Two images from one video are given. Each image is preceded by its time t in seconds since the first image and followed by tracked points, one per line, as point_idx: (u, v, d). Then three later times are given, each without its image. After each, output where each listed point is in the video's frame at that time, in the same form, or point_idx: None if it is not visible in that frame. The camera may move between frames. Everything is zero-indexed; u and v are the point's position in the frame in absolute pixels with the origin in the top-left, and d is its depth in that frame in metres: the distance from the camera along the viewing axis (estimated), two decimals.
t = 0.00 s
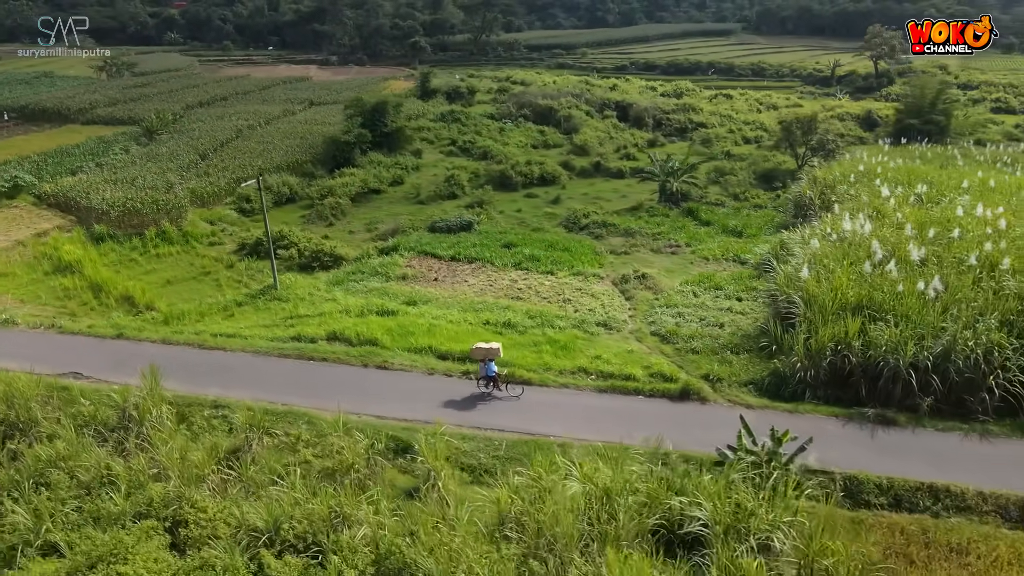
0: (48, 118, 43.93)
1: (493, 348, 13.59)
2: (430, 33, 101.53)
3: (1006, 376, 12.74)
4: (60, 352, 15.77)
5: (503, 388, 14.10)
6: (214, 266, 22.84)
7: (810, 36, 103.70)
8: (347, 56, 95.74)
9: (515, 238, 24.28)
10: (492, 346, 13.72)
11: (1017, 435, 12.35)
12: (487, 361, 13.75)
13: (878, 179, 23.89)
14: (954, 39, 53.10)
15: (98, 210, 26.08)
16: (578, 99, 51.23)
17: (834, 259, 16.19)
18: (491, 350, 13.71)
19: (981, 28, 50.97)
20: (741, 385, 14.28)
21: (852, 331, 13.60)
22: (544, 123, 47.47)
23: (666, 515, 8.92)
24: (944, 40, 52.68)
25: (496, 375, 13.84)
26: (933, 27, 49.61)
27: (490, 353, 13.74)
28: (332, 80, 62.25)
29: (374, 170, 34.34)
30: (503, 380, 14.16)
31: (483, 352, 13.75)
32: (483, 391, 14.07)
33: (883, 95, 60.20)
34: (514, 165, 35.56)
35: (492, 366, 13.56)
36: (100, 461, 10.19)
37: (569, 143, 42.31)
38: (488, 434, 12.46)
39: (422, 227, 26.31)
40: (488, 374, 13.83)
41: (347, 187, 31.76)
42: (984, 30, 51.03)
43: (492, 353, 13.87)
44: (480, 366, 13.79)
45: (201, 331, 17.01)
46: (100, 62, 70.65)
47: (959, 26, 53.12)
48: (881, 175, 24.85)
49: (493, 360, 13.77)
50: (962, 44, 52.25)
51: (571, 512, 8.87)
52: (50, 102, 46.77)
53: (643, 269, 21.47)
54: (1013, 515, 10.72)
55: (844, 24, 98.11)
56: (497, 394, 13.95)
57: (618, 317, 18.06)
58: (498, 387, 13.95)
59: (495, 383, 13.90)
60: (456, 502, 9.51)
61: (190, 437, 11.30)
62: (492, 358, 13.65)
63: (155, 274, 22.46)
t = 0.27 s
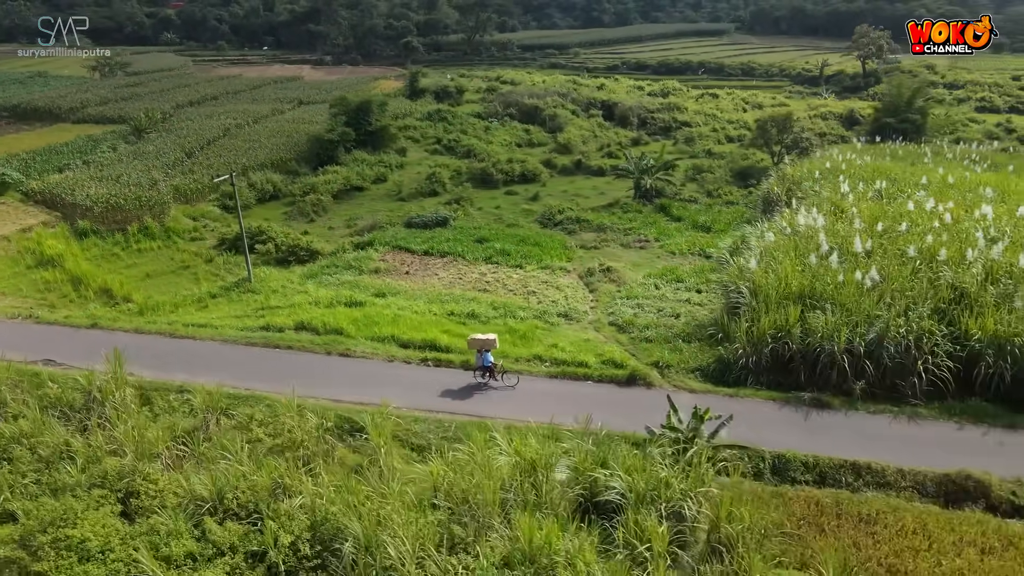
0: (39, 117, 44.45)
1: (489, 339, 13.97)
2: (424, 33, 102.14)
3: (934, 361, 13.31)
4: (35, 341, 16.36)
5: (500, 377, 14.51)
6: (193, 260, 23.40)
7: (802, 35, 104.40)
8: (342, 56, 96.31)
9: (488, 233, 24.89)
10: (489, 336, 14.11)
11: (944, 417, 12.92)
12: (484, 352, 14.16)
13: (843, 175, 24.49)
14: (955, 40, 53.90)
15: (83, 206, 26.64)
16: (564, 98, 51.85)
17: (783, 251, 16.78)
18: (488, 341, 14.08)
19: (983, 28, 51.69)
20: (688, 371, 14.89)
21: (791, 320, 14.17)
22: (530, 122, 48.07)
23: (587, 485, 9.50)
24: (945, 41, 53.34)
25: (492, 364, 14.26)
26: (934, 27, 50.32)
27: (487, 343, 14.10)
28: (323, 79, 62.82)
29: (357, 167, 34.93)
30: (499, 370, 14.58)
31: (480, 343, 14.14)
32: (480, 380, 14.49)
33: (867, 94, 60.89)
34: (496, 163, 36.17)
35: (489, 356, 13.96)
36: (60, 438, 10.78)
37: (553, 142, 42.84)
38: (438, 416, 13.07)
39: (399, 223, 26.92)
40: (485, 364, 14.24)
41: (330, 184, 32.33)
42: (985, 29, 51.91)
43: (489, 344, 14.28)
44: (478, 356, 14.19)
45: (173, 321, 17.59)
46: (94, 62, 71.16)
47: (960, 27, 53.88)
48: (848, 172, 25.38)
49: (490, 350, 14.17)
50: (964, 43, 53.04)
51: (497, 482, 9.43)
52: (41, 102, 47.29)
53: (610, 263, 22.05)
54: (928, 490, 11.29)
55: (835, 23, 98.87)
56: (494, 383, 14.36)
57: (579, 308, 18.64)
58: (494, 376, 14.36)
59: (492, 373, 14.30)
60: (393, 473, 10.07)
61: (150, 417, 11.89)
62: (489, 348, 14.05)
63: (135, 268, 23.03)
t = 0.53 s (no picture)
0: (29, 116, 44.96)
1: (482, 332, 14.43)
2: (417, 33, 102.67)
3: (868, 349, 13.87)
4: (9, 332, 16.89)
5: (493, 370, 14.96)
6: (171, 255, 23.95)
7: (793, 35, 104.98)
8: (335, 56, 96.78)
9: (460, 229, 25.44)
10: (483, 330, 14.57)
11: (875, 402, 13.47)
12: (478, 345, 14.60)
13: (807, 172, 25.05)
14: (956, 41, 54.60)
15: (66, 203, 27.16)
16: (549, 97, 52.39)
17: (734, 245, 17.33)
18: (483, 335, 14.51)
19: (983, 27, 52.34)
20: (636, 359, 15.43)
21: (734, 310, 14.71)
22: (515, 121, 48.63)
23: (514, 462, 10.04)
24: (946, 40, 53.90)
25: (486, 357, 14.72)
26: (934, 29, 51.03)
27: (482, 336, 14.52)
28: (313, 79, 63.36)
29: (339, 166, 35.48)
30: (492, 362, 15.02)
31: (474, 336, 14.60)
32: (474, 373, 14.93)
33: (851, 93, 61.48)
34: (476, 161, 36.71)
35: (482, 349, 14.40)
36: (20, 420, 11.31)
37: (536, 141, 43.36)
38: (390, 401, 13.63)
39: (376, 219, 27.47)
40: (479, 356, 14.69)
41: (311, 181, 32.87)
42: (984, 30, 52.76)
43: (482, 336, 14.73)
44: (471, 349, 14.65)
45: (144, 313, 18.12)
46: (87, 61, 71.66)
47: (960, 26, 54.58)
48: (814, 169, 25.88)
49: (484, 344, 14.62)
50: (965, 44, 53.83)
51: (428, 458, 9.96)
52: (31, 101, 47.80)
53: (576, 257, 22.60)
54: (850, 469, 11.83)
55: (825, 23, 99.46)
56: (487, 375, 14.80)
57: (541, 301, 19.17)
58: (488, 369, 14.80)
59: (485, 365, 14.73)
60: (333, 449, 10.59)
61: (109, 400, 12.42)
62: (483, 342, 14.50)
63: (114, 263, 23.58)
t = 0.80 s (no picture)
0: (17, 116, 45.38)
1: (474, 327, 14.79)
2: (410, 33, 103.15)
3: (805, 339, 14.37)
4: None
5: (484, 363, 15.31)
6: (148, 251, 24.43)
7: (783, 35, 105.57)
8: (327, 55, 97.20)
9: (433, 226, 25.93)
10: (475, 324, 14.92)
11: (810, 389, 13.97)
12: (470, 339, 14.96)
13: (772, 170, 25.55)
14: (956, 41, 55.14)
15: (46, 201, 27.62)
16: (534, 97, 52.89)
17: (686, 241, 17.84)
18: (474, 328, 14.87)
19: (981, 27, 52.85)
20: (586, 350, 15.92)
21: (679, 302, 15.19)
22: (499, 120, 49.14)
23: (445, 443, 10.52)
24: (945, 41, 54.38)
25: (477, 351, 15.08)
26: (934, 29, 51.58)
27: (473, 329, 14.86)
28: (301, 79, 63.82)
29: (320, 164, 35.97)
30: (484, 357, 15.37)
31: (466, 330, 14.97)
32: (466, 366, 15.28)
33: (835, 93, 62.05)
34: (456, 160, 37.21)
35: (472, 343, 14.76)
36: None
37: (519, 140, 43.81)
38: (343, 389, 14.15)
39: (351, 217, 27.97)
40: (471, 350, 15.05)
41: (292, 179, 33.35)
42: (983, 31, 53.29)
43: (474, 331, 15.10)
44: (464, 342, 15.02)
45: (114, 307, 18.60)
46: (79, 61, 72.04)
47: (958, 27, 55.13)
48: (781, 167, 26.33)
49: (475, 338, 14.97)
50: (964, 45, 54.37)
51: (362, 440, 10.44)
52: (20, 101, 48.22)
53: (543, 253, 23.09)
54: (778, 453, 12.31)
55: (815, 23, 100.08)
56: (479, 368, 15.15)
57: (503, 295, 19.66)
58: (479, 362, 15.16)
59: (478, 360, 15.09)
60: (274, 432, 11.06)
61: (67, 388, 12.89)
62: (474, 336, 14.86)
63: (92, 259, 24.06)
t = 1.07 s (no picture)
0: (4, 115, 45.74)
1: (463, 325, 14.84)
2: (403, 33, 103.58)
3: (745, 331, 14.81)
4: None
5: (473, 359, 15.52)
6: (123, 248, 24.84)
7: (774, 35, 106.08)
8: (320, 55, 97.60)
9: (404, 223, 26.36)
10: (465, 322, 14.97)
11: (748, 379, 14.40)
12: (459, 336, 15.08)
13: (737, 168, 25.98)
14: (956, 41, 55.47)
15: (26, 199, 28.02)
16: (519, 97, 53.33)
17: (640, 237, 18.28)
18: (462, 326, 14.94)
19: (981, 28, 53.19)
20: (537, 343, 16.36)
21: (626, 295, 15.62)
22: (483, 120, 49.58)
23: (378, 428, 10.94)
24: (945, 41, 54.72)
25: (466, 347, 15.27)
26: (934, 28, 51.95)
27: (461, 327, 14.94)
28: (290, 79, 64.23)
29: (301, 163, 36.39)
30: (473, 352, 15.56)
31: (455, 327, 15.03)
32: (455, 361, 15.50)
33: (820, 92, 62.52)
34: (436, 159, 37.64)
35: (462, 341, 14.88)
36: None
37: (502, 139, 44.25)
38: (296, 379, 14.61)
39: (326, 214, 28.39)
40: (460, 347, 15.20)
41: (272, 178, 33.76)
42: (983, 31, 53.67)
43: (463, 327, 15.19)
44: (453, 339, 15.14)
45: (82, 302, 19.01)
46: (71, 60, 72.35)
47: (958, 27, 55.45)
48: (747, 165, 26.78)
49: (465, 335, 15.08)
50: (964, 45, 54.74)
51: (298, 426, 10.86)
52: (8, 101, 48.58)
53: (509, 250, 23.53)
54: (710, 440, 12.73)
55: (806, 23, 100.61)
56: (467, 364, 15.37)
57: (464, 290, 20.09)
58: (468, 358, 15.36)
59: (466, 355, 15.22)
60: (218, 417, 11.47)
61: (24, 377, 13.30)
62: (464, 334, 14.95)
63: (67, 257, 24.46)
